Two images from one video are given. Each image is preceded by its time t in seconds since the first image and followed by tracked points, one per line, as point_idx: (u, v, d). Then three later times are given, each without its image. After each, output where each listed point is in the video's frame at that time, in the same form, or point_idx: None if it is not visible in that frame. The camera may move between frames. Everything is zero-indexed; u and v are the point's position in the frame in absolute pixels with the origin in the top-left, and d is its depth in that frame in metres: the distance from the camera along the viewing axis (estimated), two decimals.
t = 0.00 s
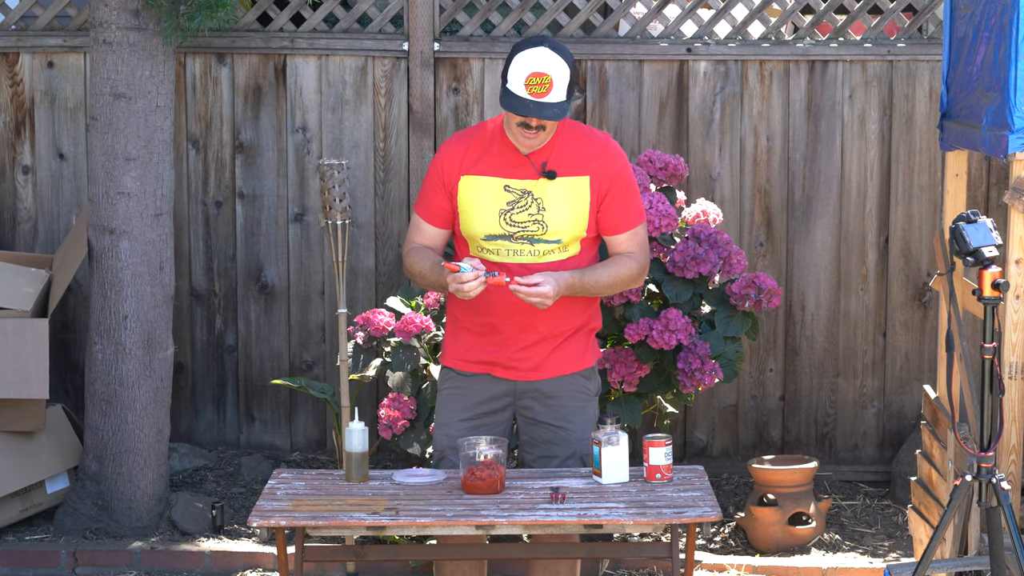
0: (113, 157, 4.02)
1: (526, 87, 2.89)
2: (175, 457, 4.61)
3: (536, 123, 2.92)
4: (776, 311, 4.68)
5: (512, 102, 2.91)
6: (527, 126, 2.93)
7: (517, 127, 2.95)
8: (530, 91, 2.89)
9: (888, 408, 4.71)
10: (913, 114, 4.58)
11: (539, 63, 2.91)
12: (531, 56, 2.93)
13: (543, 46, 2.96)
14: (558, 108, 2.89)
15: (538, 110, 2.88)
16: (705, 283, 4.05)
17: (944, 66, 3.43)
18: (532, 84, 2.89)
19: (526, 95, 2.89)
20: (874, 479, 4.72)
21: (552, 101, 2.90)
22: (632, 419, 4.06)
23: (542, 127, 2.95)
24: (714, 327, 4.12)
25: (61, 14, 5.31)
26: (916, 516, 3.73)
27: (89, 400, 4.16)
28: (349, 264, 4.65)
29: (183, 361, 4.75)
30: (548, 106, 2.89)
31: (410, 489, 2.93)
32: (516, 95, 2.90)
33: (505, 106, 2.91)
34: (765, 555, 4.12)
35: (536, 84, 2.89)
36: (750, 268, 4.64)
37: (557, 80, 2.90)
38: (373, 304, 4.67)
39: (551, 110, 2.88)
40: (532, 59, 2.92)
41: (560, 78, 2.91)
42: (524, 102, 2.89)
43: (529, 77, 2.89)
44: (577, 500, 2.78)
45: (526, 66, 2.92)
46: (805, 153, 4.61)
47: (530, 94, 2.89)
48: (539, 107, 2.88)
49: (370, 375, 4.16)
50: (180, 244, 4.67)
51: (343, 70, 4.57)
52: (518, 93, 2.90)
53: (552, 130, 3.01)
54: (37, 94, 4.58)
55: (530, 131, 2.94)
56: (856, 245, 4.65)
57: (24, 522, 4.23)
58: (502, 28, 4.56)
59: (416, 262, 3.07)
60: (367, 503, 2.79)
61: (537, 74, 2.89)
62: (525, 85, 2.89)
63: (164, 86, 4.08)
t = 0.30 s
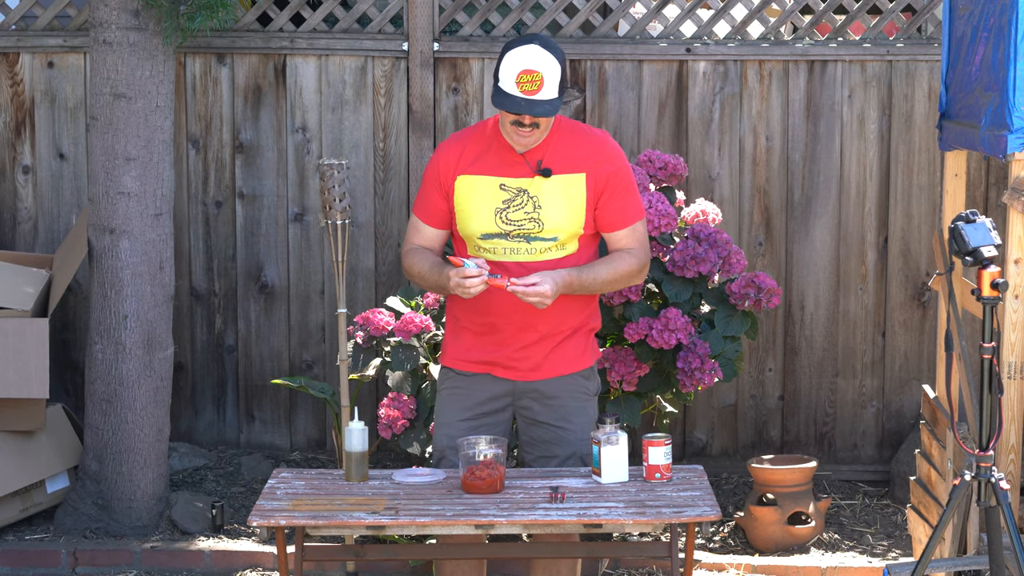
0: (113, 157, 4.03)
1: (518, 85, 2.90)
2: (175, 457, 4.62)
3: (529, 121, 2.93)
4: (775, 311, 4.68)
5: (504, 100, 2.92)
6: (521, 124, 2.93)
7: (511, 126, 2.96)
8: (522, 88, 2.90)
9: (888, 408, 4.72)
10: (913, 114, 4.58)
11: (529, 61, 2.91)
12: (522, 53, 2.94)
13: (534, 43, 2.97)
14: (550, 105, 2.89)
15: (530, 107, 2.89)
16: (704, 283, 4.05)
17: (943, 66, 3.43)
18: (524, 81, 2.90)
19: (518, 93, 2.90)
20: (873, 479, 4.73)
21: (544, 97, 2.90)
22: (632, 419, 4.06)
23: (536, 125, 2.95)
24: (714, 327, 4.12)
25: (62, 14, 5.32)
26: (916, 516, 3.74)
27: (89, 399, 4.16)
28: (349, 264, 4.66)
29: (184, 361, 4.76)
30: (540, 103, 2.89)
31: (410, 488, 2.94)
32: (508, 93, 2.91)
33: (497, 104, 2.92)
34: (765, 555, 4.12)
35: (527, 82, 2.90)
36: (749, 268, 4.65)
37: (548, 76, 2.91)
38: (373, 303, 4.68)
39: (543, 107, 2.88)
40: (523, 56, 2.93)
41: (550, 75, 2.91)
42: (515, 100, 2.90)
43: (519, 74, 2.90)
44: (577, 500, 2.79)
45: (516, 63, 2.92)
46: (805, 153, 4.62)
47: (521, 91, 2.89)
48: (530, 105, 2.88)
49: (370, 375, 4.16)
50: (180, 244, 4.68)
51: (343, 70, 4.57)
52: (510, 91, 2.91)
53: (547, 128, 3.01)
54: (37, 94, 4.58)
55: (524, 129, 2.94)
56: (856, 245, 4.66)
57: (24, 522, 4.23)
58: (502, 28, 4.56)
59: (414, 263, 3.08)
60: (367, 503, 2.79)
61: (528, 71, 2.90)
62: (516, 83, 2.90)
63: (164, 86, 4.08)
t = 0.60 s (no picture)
0: (113, 157, 4.03)
1: (506, 82, 2.90)
2: (175, 457, 4.62)
3: (518, 118, 2.93)
4: (775, 311, 4.68)
5: (492, 97, 2.91)
6: (510, 123, 2.94)
7: (499, 125, 2.96)
8: (510, 85, 2.89)
9: (887, 408, 4.72)
10: (913, 114, 4.58)
11: (517, 57, 2.90)
12: (510, 49, 2.93)
13: (521, 39, 2.96)
14: (539, 102, 2.89)
15: (519, 104, 2.89)
16: (704, 283, 4.05)
17: (943, 66, 3.43)
18: (512, 78, 2.89)
19: (506, 90, 2.90)
20: (873, 479, 4.73)
21: (533, 94, 2.90)
22: (632, 419, 4.06)
23: (524, 123, 2.95)
24: (713, 327, 4.12)
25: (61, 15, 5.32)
26: (916, 516, 3.74)
27: (89, 399, 4.16)
28: (350, 264, 4.66)
29: (184, 361, 4.76)
30: (529, 100, 2.89)
31: (410, 488, 2.94)
32: (496, 90, 2.91)
33: (486, 101, 2.92)
34: (765, 555, 4.12)
35: (515, 79, 2.89)
36: (749, 268, 4.65)
37: (537, 73, 2.90)
38: (373, 303, 4.67)
39: (533, 104, 2.89)
40: (511, 52, 2.92)
41: (539, 71, 2.90)
42: (504, 97, 2.90)
43: (508, 71, 2.89)
44: (577, 500, 2.79)
45: (505, 59, 2.91)
46: (805, 153, 4.62)
47: (509, 88, 2.89)
48: (519, 102, 2.89)
49: (370, 375, 4.16)
50: (180, 244, 4.68)
51: (343, 70, 4.57)
52: (499, 89, 2.91)
53: (535, 127, 3.01)
54: (37, 94, 4.58)
55: (514, 128, 2.95)
56: (856, 245, 4.66)
57: (24, 522, 4.23)
58: (502, 28, 4.56)
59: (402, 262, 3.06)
60: (367, 503, 2.79)
61: (517, 68, 2.89)
62: (504, 80, 2.90)
63: (164, 86, 4.08)
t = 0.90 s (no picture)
0: (113, 157, 4.02)
1: (484, 83, 2.89)
2: (175, 457, 4.61)
3: (496, 120, 2.92)
4: (776, 311, 4.68)
5: (470, 99, 2.90)
6: (488, 124, 2.93)
7: (478, 126, 2.95)
8: (488, 86, 2.89)
9: (888, 408, 4.71)
10: (913, 114, 4.58)
11: (494, 58, 2.90)
12: (486, 50, 2.92)
13: (497, 40, 2.96)
14: (518, 102, 2.88)
15: (497, 105, 2.88)
16: (704, 283, 4.05)
17: (944, 66, 3.43)
18: (489, 79, 2.89)
19: (484, 91, 2.89)
20: (874, 479, 4.73)
21: (511, 94, 2.89)
22: (632, 419, 4.06)
23: (502, 124, 2.95)
24: (713, 327, 4.12)
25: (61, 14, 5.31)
26: (916, 516, 3.73)
27: (89, 399, 4.16)
28: (350, 265, 4.66)
29: (183, 361, 4.76)
30: (507, 101, 2.88)
31: (411, 489, 2.93)
32: (474, 91, 2.90)
33: (463, 102, 2.91)
34: (765, 555, 4.12)
35: (493, 79, 2.89)
36: (750, 268, 4.64)
37: (514, 73, 2.90)
38: (373, 303, 4.67)
39: (511, 104, 2.87)
40: (488, 52, 2.91)
41: (516, 72, 2.90)
42: (482, 98, 2.89)
43: (485, 72, 2.89)
44: (577, 500, 2.78)
45: (482, 60, 2.91)
46: (805, 153, 4.62)
47: (487, 89, 2.88)
48: (497, 103, 2.87)
49: (370, 375, 4.15)
50: (180, 244, 4.67)
51: (343, 70, 4.57)
52: (476, 90, 2.90)
53: (513, 126, 3.00)
54: (37, 94, 4.58)
55: (491, 129, 2.94)
56: (856, 245, 4.65)
57: (24, 522, 4.23)
58: (502, 28, 4.56)
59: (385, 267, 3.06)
60: (367, 503, 2.79)
61: (494, 69, 2.89)
62: (482, 81, 2.89)
63: (164, 86, 4.08)
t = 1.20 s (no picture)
0: (113, 157, 4.02)
1: (464, 88, 2.87)
2: (175, 457, 4.61)
3: (478, 124, 2.92)
4: (776, 311, 4.67)
5: (450, 103, 2.88)
6: (469, 127, 2.93)
7: (460, 129, 2.95)
8: (469, 91, 2.87)
9: (888, 408, 4.71)
10: (913, 114, 4.58)
11: (475, 62, 2.88)
12: (467, 53, 2.90)
13: (478, 42, 2.92)
14: (499, 108, 2.87)
15: (479, 111, 2.86)
16: (705, 283, 4.05)
17: (944, 66, 3.43)
18: (470, 84, 2.87)
19: (464, 96, 2.87)
20: (874, 479, 4.73)
21: (492, 99, 2.88)
22: (632, 419, 4.05)
23: (484, 126, 2.94)
24: (714, 327, 4.12)
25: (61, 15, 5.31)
26: (916, 516, 3.73)
27: (89, 400, 4.15)
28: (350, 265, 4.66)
29: (183, 362, 4.75)
30: (488, 106, 2.87)
31: (411, 489, 2.93)
32: (454, 96, 2.88)
33: (443, 107, 2.89)
34: (765, 556, 4.12)
35: (473, 84, 2.87)
36: (750, 268, 4.64)
37: (495, 78, 2.88)
38: (373, 303, 4.67)
39: (492, 109, 2.86)
40: (468, 57, 2.89)
41: (497, 75, 2.88)
42: (462, 104, 2.87)
43: (465, 77, 2.87)
44: (577, 500, 2.78)
45: (462, 65, 2.89)
46: (806, 153, 4.61)
47: (468, 94, 2.86)
48: (479, 108, 2.86)
49: (370, 376, 4.13)
50: (180, 244, 4.67)
51: (343, 70, 4.57)
52: (457, 95, 2.88)
53: (494, 127, 3.00)
54: (37, 94, 4.57)
55: (473, 133, 2.93)
56: (856, 245, 4.65)
57: (24, 523, 4.23)
58: (502, 28, 4.56)
59: (368, 270, 3.05)
60: (367, 503, 2.79)
61: (475, 74, 2.87)
62: (462, 86, 2.87)
63: (164, 86, 4.08)
